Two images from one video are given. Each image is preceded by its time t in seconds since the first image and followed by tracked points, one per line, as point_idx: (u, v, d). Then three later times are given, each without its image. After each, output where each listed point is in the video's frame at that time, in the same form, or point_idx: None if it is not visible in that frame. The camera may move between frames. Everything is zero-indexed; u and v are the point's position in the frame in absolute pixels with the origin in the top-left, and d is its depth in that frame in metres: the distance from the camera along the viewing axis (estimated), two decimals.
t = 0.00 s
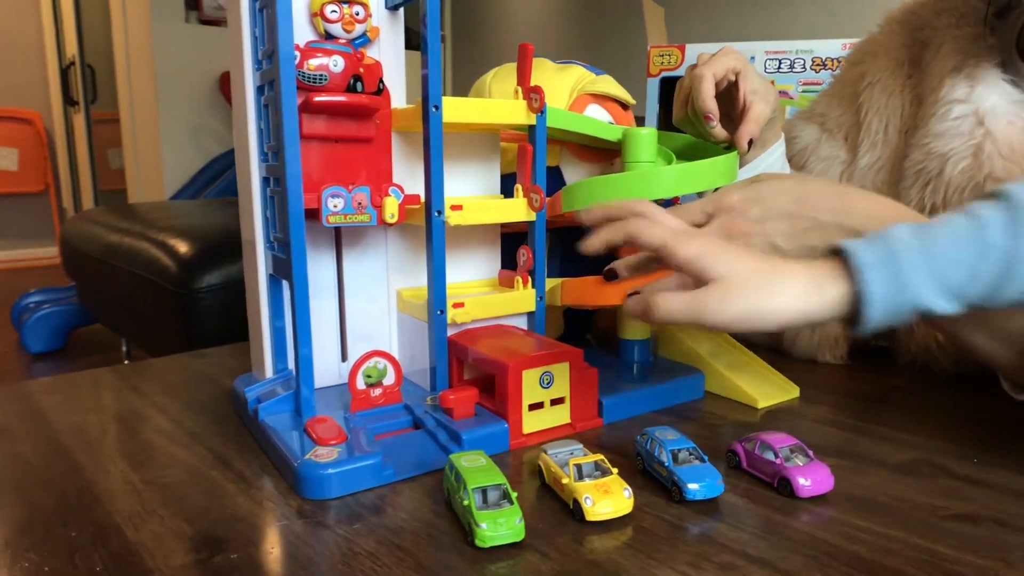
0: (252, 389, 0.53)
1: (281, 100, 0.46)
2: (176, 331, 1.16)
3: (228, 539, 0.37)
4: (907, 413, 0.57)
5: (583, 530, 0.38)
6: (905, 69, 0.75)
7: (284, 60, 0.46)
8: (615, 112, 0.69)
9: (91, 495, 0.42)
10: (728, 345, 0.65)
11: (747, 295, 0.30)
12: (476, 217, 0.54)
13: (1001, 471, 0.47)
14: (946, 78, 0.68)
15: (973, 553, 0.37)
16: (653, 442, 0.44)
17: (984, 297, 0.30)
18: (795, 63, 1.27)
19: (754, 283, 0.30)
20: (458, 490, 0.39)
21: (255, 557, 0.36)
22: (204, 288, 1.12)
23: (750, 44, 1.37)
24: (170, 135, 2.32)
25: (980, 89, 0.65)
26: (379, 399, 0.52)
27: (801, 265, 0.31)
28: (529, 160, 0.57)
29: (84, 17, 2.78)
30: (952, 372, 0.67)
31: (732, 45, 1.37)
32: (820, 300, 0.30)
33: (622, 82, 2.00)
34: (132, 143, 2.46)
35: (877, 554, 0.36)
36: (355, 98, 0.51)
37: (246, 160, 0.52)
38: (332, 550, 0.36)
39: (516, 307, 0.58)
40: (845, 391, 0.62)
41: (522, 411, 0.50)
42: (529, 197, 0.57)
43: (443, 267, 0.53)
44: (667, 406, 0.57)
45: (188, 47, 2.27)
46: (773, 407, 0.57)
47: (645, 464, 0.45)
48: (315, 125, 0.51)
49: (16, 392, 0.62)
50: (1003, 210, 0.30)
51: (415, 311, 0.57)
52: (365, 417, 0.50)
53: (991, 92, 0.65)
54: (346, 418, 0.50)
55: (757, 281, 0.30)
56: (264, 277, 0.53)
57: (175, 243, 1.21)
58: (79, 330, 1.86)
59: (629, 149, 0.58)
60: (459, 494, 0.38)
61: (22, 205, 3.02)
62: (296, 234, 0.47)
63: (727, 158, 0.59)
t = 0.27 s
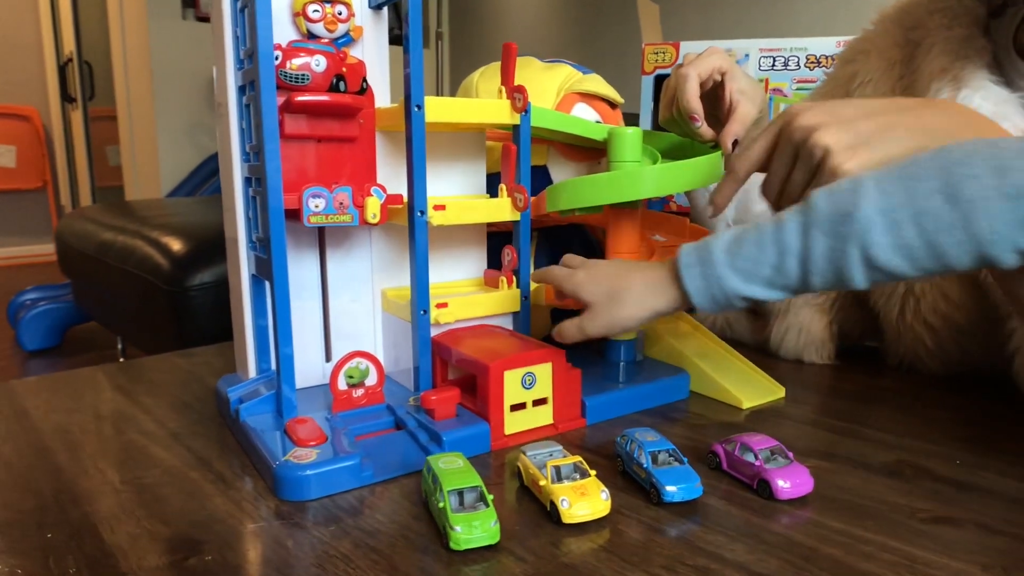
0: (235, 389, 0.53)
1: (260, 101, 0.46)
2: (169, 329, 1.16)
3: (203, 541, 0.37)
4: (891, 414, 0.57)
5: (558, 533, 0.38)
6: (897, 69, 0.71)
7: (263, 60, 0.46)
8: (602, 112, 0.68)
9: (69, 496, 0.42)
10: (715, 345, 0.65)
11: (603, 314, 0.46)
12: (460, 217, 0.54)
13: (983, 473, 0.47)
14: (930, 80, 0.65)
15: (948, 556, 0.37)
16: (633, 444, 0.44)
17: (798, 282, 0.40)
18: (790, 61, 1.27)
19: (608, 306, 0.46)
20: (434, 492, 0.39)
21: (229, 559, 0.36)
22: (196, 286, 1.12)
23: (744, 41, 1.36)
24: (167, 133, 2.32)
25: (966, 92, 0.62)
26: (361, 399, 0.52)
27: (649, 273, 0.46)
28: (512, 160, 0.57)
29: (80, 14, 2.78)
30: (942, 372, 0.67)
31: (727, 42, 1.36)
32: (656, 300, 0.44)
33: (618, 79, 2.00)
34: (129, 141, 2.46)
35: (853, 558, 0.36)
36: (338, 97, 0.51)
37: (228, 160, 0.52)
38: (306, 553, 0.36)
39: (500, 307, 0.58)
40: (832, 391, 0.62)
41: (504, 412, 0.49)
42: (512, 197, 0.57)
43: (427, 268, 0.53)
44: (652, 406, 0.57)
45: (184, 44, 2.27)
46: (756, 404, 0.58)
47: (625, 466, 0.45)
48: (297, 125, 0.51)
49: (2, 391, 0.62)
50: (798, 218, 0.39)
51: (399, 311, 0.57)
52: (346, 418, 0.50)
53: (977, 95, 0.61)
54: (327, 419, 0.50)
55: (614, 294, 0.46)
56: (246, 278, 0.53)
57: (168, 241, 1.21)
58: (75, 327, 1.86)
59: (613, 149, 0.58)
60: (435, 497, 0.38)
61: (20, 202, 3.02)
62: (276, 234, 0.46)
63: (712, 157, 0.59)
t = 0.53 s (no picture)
0: (223, 392, 0.53)
1: (246, 105, 0.46)
2: (163, 330, 1.16)
3: (187, 545, 0.37)
4: (880, 415, 0.57)
5: (542, 537, 0.38)
6: (889, 70, 0.72)
7: (249, 64, 0.46)
8: (592, 114, 0.69)
9: (55, 500, 0.42)
10: (705, 346, 0.65)
11: (539, 296, 0.49)
12: (449, 219, 0.54)
13: (970, 475, 0.47)
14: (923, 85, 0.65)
15: (931, 559, 0.37)
16: (618, 447, 0.44)
17: (708, 283, 0.42)
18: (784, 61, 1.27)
19: (543, 289, 0.49)
20: (418, 496, 0.39)
21: (212, 564, 0.36)
22: (190, 287, 1.12)
23: (739, 41, 1.36)
24: (164, 133, 2.32)
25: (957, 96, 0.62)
26: (349, 402, 0.52)
27: (586, 263, 0.49)
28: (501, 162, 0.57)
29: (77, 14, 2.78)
30: (938, 376, 0.66)
31: (722, 42, 1.36)
32: (587, 289, 0.47)
33: (615, 79, 2.00)
34: (126, 141, 2.46)
35: (836, 561, 0.36)
36: (326, 100, 0.51)
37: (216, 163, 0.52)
38: (288, 558, 0.36)
39: (488, 309, 0.58)
40: (821, 393, 0.62)
41: (491, 414, 0.49)
42: (501, 199, 0.57)
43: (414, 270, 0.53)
44: (641, 408, 0.57)
45: (181, 44, 2.27)
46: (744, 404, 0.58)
47: (611, 469, 0.45)
48: (284, 129, 0.51)
49: None
50: (706, 223, 0.42)
51: (387, 313, 0.57)
52: (333, 421, 0.50)
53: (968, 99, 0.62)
54: (315, 422, 0.50)
55: (551, 277, 0.49)
56: (234, 281, 0.53)
57: (162, 242, 1.21)
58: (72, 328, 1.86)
59: (602, 151, 0.58)
60: (418, 501, 0.38)
61: (18, 202, 3.02)
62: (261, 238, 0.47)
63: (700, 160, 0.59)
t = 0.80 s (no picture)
0: (209, 397, 0.53)
1: (229, 107, 0.45)
2: (155, 335, 1.16)
3: (166, 552, 0.37)
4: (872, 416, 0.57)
5: (526, 542, 0.38)
6: (877, 72, 0.71)
7: (232, 67, 0.45)
8: (583, 114, 0.69)
9: (35, 507, 0.42)
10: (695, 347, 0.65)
11: (519, 310, 0.48)
12: (438, 221, 0.54)
13: (960, 476, 0.46)
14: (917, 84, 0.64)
15: (920, 562, 0.36)
16: (606, 450, 0.44)
17: (686, 310, 0.41)
18: (778, 61, 1.27)
19: (523, 303, 0.48)
20: (401, 502, 0.38)
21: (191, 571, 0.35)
22: (182, 291, 1.12)
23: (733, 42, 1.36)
24: (159, 137, 2.32)
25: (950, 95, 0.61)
26: (335, 406, 0.52)
27: (568, 280, 0.47)
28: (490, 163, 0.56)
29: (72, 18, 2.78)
30: (928, 379, 0.66)
31: (715, 43, 1.36)
32: (569, 307, 0.46)
33: (610, 81, 2.00)
34: (121, 145, 2.46)
35: (824, 564, 0.36)
36: (311, 102, 0.50)
37: (200, 166, 0.52)
38: (269, 565, 0.36)
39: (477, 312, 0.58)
40: (814, 394, 0.62)
41: (478, 418, 0.49)
42: (490, 200, 0.56)
43: (401, 273, 0.52)
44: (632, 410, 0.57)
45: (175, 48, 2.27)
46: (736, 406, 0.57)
47: (598, 473, 0.44)
48: (270, 132, 0.50)
49: None
50: (685, 251, 0.41)
51: (375, 317, 0.56)
52: (319, 426, 0.50)
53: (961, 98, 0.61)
54: (300, 427, 0.50)
55: (532, 292, 0.48)
56: (219, 285, 0.53)
57: (154, 246, 1.21)
58: (66, 334, 1.85)
59: (592, 151, 0.58)
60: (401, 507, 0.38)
61: (13, 207, 3.02)
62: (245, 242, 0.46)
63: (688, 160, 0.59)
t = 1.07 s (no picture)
0: (190, 403, 0.52)
1: (206, 109, 0.45)
2: (143, 341, 1.15)
3: (143, 561, 0.36)
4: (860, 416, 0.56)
5: (508, 546, 0.37)
6: (863, 71, 0.71)
7: (209, 68, 0.45)
8: (568, 115, 0.68)
9: (11, 516, 0.41)
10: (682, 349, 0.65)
11: (530, 350, 0.49)
12: (419, 224, 0.53)
13: (948, 476, 0.46)
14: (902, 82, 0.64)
15: (906, 563, 0.36)
16: (591, 453, 0.44)
17: (702, 354, 0.44)
18: (767, 63, 1.27)
19: (534, 343, 0.49)
20: (383, 507, 0.38)
21: None
22: (171, 297, 1.11)
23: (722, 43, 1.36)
24: (149, 144, 2.31)
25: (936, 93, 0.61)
26: (318, 412, 0.51)
27: (579, 327, 0.49)
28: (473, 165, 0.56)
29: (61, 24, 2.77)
30: (922, 376, 0.65)
31: (705, 45, 1.36)
32: (579, 353, 0.48)
33: (601, 83, 2.00)
34: (110, 152, 2.45)
35: (809, 566, 0.36)
36: (291, 104, 0.50)
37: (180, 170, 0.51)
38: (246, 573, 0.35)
39: (462, 315, 0.57)
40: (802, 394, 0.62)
41: (463, 422, 0.49)
42: (473, 203, 0.56)
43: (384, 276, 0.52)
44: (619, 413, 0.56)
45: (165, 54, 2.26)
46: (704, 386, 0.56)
47: (583, 477, 0.44)
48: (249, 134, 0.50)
49: None
50: (700, 295, 0.44)
51: (358, 321, 0.56)
52: (302, 431, 0.50)
53: (947, 95, 0.60)
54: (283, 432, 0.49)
55: (544, 333, 0.49)
56: (200, 290, 0.52)
57: (142, 252, 1.20)
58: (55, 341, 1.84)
59: (576, 152, 0.57)
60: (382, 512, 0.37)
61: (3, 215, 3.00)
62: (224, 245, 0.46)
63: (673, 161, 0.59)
